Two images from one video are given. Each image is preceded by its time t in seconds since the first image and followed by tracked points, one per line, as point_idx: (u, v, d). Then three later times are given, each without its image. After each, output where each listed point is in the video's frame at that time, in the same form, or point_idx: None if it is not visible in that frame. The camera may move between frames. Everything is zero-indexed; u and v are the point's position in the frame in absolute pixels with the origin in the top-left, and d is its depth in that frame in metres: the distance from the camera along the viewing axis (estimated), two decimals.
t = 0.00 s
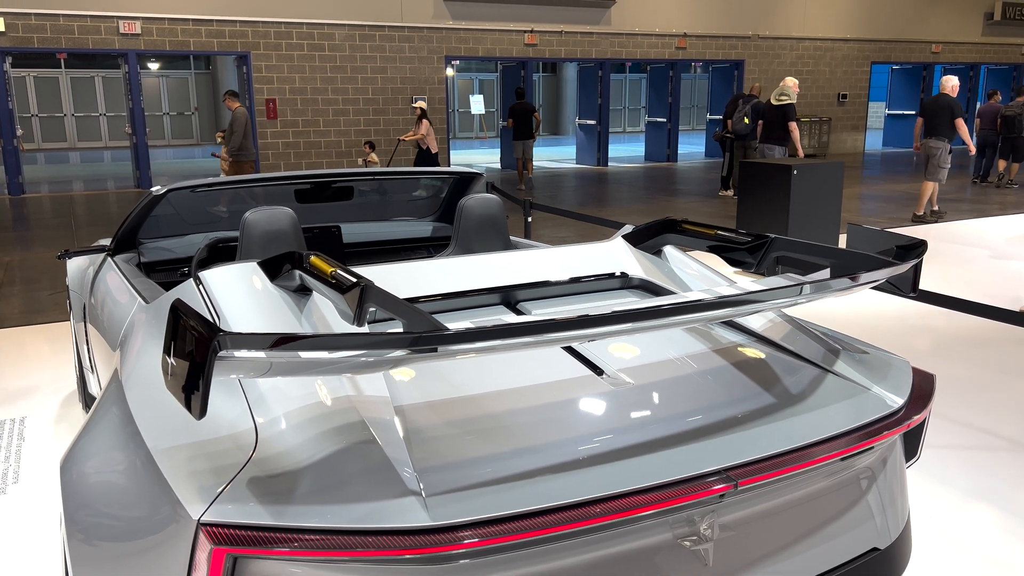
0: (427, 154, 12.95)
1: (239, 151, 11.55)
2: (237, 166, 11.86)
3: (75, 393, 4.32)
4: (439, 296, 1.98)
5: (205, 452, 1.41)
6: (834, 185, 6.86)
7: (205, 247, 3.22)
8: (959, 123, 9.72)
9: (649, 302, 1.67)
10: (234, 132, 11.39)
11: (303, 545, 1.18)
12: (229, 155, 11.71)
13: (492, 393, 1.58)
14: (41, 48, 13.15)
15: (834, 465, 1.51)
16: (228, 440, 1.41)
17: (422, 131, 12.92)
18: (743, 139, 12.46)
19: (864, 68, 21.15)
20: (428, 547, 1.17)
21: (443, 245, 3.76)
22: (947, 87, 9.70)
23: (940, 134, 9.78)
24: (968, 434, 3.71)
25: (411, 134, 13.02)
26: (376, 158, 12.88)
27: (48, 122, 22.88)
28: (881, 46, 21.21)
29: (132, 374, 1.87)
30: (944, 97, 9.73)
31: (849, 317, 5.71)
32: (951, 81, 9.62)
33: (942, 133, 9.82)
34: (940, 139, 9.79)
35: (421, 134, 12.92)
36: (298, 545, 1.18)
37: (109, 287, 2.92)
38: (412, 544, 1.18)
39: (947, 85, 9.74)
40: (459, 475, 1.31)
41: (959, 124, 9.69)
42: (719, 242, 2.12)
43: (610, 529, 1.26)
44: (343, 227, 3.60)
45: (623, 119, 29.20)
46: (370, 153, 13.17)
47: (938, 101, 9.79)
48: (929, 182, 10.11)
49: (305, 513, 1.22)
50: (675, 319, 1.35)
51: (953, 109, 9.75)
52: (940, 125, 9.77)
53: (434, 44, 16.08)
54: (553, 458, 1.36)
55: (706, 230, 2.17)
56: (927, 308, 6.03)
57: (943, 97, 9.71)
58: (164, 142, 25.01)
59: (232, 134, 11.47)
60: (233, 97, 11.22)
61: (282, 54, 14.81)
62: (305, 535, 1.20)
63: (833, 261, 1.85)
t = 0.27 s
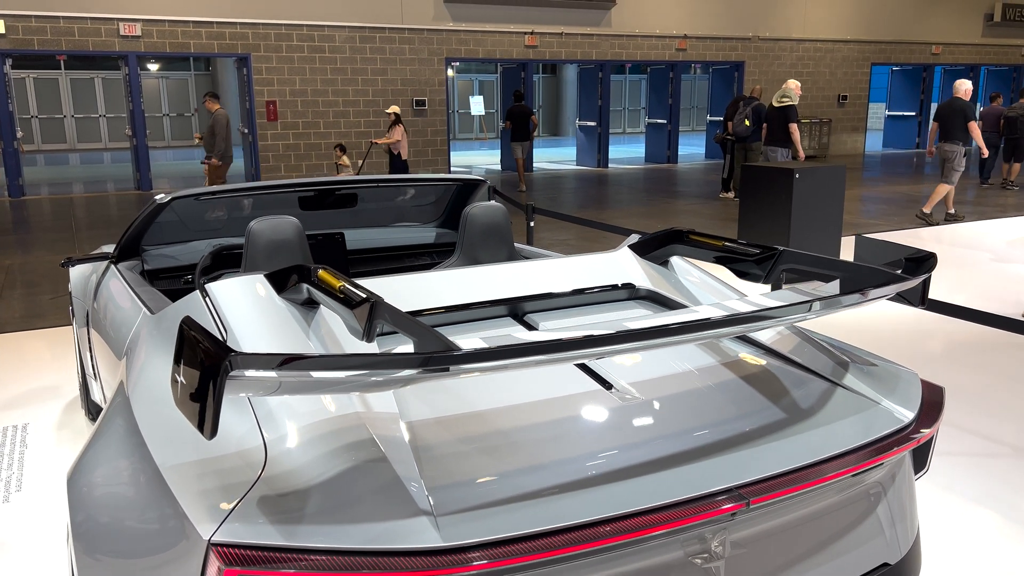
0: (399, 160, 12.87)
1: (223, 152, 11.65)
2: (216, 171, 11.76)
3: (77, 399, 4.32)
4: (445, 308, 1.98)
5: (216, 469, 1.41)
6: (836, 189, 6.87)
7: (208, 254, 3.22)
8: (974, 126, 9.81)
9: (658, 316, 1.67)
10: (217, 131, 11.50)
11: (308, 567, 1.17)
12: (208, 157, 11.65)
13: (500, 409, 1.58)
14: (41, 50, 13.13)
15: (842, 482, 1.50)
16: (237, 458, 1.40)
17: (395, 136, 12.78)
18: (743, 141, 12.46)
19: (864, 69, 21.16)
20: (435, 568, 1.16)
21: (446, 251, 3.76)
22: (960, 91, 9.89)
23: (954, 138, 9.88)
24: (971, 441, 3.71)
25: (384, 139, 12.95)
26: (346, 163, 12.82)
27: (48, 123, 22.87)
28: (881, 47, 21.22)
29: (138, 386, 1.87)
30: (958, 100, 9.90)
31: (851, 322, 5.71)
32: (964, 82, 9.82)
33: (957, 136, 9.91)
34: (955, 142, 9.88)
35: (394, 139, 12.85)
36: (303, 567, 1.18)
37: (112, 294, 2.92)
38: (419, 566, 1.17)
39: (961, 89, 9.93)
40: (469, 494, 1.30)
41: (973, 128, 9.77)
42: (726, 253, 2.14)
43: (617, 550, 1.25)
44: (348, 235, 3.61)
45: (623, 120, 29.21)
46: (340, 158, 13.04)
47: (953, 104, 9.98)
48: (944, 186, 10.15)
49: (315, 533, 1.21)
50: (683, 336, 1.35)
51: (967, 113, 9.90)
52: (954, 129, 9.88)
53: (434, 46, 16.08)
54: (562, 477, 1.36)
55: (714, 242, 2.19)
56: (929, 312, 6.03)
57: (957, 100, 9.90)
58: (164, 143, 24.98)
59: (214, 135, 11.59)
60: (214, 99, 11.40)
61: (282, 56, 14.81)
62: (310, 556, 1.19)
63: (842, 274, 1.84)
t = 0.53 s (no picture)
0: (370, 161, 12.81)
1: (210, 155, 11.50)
2: (207, 174, 11.71)
3: (79, 404, 4.32)
4: (450, 320, 1.99)
5: (225, 485, 1.42)
6: (836, 193, 6.88)
7: (211, 261, 3.22)
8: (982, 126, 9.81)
9: (664, 331, 1.68)
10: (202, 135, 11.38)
11: None
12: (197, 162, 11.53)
13: (508, 424, 1.58)
14: (41, 52, 13.15)
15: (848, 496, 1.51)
16: (246, 474, 1.41)
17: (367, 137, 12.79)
18: (743, 143, 12.45)
19: (864, 70, 21.17)
20: None
21: (449, 257, 3.76)
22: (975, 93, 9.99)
23: (963, 138, 9.97)
24: (973, 447, 3.71)
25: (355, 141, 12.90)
26: (316, 166, 12.80)
27: (48, 124, 22.88)
28: (881, 49, 21.24)
29: (145, 396, 1.87)
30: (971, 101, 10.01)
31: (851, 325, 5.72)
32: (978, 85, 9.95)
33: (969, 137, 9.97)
34: (965, 142, 9.98)
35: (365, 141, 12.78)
36: None
37: (115, 302, 2.92)
38: None
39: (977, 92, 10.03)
40: (477, 512, 1.31)
41: (982, 128, 9.76)
42: (730, 265, 2.14)
43: (625, 568, 1.26)
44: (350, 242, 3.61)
45: (623, 120, 29.24)
46: (310, 160, 12.97)
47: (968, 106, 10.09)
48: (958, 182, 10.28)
49: (325, 552, 1.22)
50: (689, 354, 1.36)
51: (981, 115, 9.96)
52: (963, 129, 9.96)
53: (434, 48, 16.09)
54: (568, 493, 1.37)
55: (719, 254, 2.19)
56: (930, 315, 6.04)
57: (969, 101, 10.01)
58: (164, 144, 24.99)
59: (198, 137, 11.46)
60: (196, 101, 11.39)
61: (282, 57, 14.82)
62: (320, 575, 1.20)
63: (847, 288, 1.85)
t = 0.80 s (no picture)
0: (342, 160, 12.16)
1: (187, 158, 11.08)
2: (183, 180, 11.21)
3: (81, 408, 4.32)
4: (451, 327, 2.01)
5: (228, 494, 1.44)
6: (835, 195, 6.90)
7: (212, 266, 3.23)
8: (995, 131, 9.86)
9: (665, 340, 1.70)
10: (180, 138, 10.96)
11: None
12: (175, 166, 11.05)
13: (509, 432, 1.60)
14: (41, 53, 13.16)
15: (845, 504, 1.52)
16: (250, 483, 1.43)
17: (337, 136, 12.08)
18: (742, 144, 12.47)
19: (863, 71, 21.18)
20: None
21: (449, 261, 3.78)
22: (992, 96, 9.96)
23: (976, 141, 10.04)
24: (971, 450, 3.72)
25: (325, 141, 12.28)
26: (287, 168, 11.66)
27: (47, 125, 22.87)
28: (880, 49, 21.26)
29: (148, 404, 1.89)
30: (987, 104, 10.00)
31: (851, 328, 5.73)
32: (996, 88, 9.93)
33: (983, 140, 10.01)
34: (978, 145, 10.04)
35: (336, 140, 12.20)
36: None
37: (118, 308, 2.95)
38: None
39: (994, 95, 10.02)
40: (479, 520, 1.33)
41: (994, 133, 9.82)
42: (729, 272, 2.17)
43: None
44: (351, 245, 3.63)
45: (622, 120, 29.27)
46: (276, 161, 11.70)
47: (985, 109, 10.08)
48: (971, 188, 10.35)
49: (329, 560, 1.24)
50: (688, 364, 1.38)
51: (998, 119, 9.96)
52: (977, 133, 10.05)
53: (434, 49, 16.10)
54: (569, 501, 1.38)
55: (718, 261, 2.22)
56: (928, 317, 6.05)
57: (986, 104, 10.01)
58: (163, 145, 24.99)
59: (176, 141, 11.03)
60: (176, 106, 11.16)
61: (282, 59, 14.84)
62: None
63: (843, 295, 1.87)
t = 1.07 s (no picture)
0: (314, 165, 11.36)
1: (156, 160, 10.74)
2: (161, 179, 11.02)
3: (82, 412, 4.34)
4: (451, 336, 2.05)
5: (232, 503, 1.46)
6: (834, 197, 6.93)
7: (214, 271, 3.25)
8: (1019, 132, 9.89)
9: (662, 350, 1.73)
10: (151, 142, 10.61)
11: None
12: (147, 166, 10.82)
13: (509, 442, 1.63)
14: (41, 55, 13.17)
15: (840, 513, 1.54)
16: (253, 493, 1.46)
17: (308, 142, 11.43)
18: (741, 146, 12.50)
19: (862, 71, 21.21)
20: None
21: (448, 266, 3.82)
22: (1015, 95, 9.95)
23: (999, 140, 10.09)
24: (968, 454, 3.75)
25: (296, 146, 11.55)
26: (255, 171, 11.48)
27: (46, 126, 22.89)
28: (879, 50, 21.29)
29: (151, 412, 1.91)
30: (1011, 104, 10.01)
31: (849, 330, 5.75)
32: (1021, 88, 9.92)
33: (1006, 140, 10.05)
34: (1000, 145, 10.09)
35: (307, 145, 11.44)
36: None
37: (119, 313, 2.97)
38: None
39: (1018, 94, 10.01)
40: (479, 530, 1.35)
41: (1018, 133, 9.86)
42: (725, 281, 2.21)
43: None
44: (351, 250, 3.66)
45: (622, 121, 29.32)
46: (247, 163, 11.62)
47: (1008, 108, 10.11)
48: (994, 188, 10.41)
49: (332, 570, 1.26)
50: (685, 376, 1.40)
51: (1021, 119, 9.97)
52: (1000, 132, 10.10)
53: (433, 50, 16.13)
54: (568, 511, 1.41)
55: (714, 270, 2.27)
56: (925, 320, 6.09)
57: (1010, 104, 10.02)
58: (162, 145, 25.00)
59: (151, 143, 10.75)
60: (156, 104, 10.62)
61: (282, 60, 14.86)
62: None
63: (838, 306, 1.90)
